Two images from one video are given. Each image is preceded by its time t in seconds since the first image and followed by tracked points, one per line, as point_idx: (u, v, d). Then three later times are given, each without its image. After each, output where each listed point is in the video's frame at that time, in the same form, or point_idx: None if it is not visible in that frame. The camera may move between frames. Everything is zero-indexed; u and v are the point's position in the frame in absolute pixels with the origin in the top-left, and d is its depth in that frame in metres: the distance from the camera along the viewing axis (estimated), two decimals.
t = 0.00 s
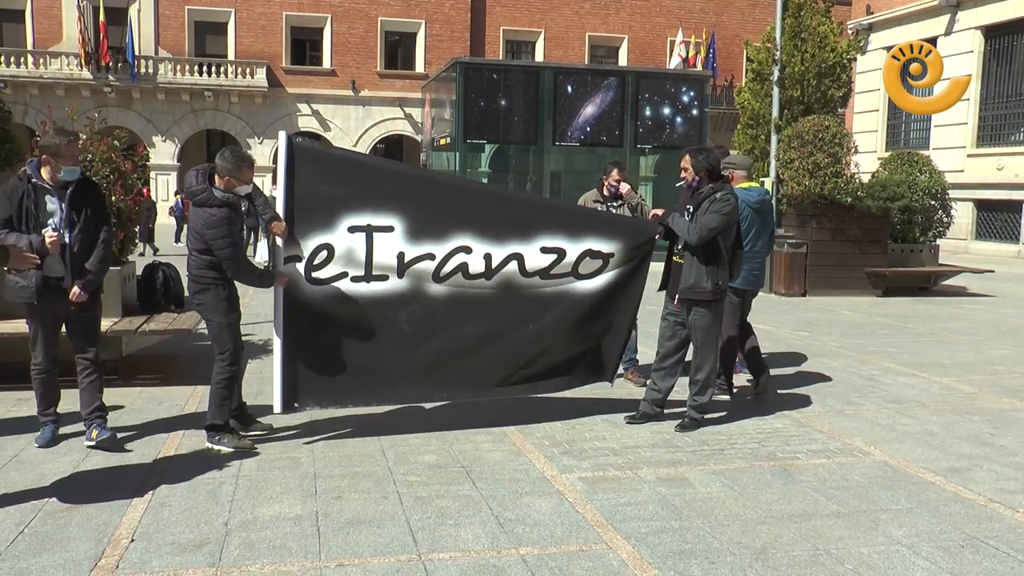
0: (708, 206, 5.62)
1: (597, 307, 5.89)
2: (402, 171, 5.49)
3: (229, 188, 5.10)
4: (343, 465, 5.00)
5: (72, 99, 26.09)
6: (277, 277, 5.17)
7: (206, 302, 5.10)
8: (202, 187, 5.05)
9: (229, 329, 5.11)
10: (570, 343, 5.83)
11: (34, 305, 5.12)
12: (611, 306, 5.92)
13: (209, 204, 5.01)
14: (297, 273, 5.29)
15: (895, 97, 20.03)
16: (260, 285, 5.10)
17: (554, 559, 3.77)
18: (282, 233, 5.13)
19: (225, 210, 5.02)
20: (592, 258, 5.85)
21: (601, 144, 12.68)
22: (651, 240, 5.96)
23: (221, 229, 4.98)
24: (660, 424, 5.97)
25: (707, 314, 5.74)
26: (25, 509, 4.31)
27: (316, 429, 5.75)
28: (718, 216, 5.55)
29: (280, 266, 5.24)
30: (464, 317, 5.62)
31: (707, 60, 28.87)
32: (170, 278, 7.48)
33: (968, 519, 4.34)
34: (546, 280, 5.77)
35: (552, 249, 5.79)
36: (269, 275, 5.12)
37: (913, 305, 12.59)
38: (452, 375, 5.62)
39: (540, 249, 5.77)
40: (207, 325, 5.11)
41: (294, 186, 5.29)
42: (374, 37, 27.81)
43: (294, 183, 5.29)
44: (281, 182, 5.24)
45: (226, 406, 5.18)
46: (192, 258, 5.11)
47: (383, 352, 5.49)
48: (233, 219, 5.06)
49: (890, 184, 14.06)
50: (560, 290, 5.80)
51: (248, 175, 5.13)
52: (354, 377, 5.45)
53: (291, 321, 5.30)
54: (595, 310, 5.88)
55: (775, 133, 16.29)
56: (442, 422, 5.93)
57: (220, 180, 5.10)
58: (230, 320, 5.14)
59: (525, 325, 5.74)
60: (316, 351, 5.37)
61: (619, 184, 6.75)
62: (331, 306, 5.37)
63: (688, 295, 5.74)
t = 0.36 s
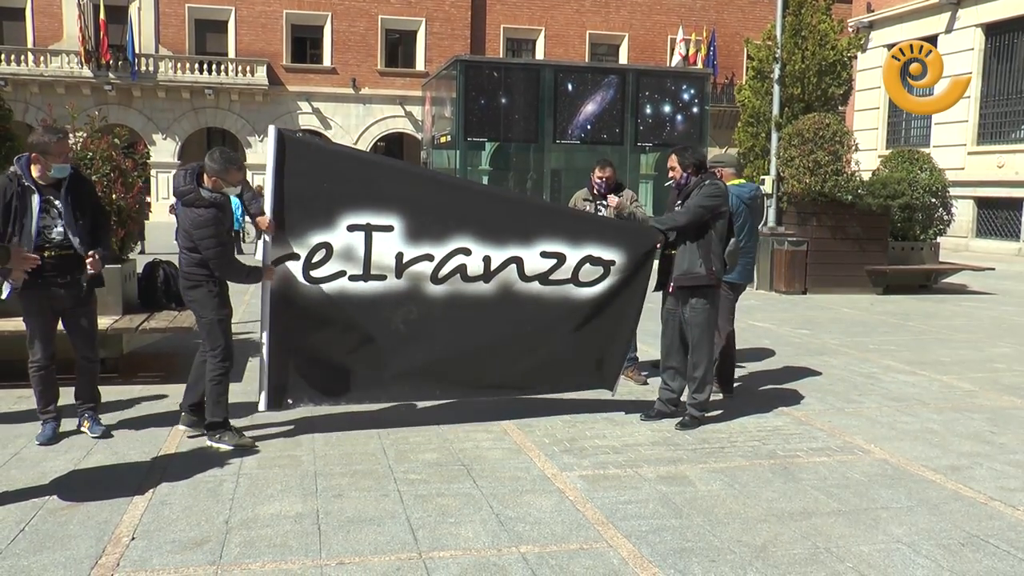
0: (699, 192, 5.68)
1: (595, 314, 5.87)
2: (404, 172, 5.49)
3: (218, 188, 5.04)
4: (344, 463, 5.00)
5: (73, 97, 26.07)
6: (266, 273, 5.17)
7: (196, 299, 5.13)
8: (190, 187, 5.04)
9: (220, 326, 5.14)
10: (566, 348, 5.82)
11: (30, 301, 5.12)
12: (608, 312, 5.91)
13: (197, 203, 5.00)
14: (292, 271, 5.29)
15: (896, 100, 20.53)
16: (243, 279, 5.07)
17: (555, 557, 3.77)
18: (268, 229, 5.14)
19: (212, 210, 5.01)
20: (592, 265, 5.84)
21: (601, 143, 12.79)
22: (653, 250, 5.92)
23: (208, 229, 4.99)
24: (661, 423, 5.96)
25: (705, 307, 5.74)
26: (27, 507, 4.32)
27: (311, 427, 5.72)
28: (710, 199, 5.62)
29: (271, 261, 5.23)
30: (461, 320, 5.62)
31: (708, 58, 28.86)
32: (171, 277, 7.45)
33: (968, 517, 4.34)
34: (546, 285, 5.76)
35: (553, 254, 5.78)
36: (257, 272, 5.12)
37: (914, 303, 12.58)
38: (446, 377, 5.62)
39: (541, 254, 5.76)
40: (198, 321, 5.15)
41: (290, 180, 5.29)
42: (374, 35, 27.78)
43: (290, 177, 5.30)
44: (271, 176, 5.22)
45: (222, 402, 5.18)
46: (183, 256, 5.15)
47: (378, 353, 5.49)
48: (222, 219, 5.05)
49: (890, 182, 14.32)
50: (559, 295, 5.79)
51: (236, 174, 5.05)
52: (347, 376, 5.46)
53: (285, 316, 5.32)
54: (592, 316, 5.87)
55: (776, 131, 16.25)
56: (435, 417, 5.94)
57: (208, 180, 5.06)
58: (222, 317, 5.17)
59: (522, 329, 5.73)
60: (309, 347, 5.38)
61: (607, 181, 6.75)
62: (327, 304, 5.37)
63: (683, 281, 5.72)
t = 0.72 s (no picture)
0: (697, 195, 5.66)
1: (592, 319, 5.82)
2: (400, 177, 5.49)
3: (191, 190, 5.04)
4: (345, 462, 5.00)
5: (73, 97, 26.08)
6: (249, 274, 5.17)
7: (182, 298, 5.15)
8: (163, 190, 5.01)
9: (209, 322, 5.16)
10: (563, 353, 5.79)
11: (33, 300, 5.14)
12: (607, 318, 5.84)
13: (172, 206, 5.01)
14: (290, 273, 5.32)
15: (895, 100, 20.87)
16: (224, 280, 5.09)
17: (555, 557, 3.76)
18: (253, 229, 5.08)
19: (188, 212, 5.03)
20: (590, 269, 5.79)
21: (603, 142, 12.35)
22: (651, 257, 5.85)
23: (185, 232, 5.02)
24: (661, 422, 5.97)
25: (705, 303, 5.74)
26: (28, 506, 4.32)
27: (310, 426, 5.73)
28: (710, 203, 5.60)
29: (264, 263, 5.25)
30: (457, 322, 5.62)
31: (709, 57, 28.85)
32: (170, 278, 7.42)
33: (969, 516, 4.33)
34: (542, 289, 5.73)
35: (550, 259, 5.75)
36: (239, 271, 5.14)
37: (915, 301, 12.57)
38: (443, 380, 5.62)
39: (538, 259, 5.73)
40: (186, 320, 5.18)
41: (284, 183, 5.29)
42: (374, 35, 27.77)
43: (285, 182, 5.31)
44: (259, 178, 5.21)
45: (220, 401, 5.18)
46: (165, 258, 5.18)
47: (375, 354, 5.50)
48: (198, 222, 5.08)
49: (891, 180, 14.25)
50: (556, 300, 5.75)
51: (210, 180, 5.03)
52: (343, 377, 5.46)
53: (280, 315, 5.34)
54: (590, 322, 5.82)
55: (776, 129, 16.26)
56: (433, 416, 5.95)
57: (182, 182, 5.06)
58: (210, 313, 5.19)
59: (518, 333, 5.71)
60: (305, 347, 5.40)
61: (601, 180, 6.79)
62: (324, 306, 5.40)
63: (683, 284, 5.71)
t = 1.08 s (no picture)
0: (701, 198, 5.62)
1: (586, 320, 5.80)
2: (399, 174, 5.51)
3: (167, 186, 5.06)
4: (347, 462, 4.99)
5: (75, 95, 26.10)
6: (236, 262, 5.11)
7: (162, 295, 5.16)
8: (141, 187, 5.08)
9: (190, 318, 5.14)
10: (557, 353, 5.76)
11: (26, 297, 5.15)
12: (602, 321, 5.82)
13: (150, 201, 5.07)
14: (287, 270, 5.31)
15: (896, 101, 19.94)
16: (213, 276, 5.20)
17: (558, 557, 3.76)
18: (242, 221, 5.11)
19: (165, 207, 5.06)
20: (585, 272, 5.78)
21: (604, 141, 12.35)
22: (645, 258, 5.84)
23: (162, 228, 5.04)
24: (664, 421, 5.97)
25: (704, 302, 5.72)
26: (30, 505, 4.33)
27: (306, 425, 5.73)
28: (714, 208, 5.55)
29: (260, 256, 5.25)
30: (452, 323, 5.59)
31: (711, 56, 28.85)
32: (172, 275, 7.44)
33: (971, 516, 4.33)
34: (538, 290, 5.70)
35: (546, 260, 5.73)
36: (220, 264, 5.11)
37: (917, 302, 12.56)
38: (435, 381, 5.58)
39: (534, 259, 5.72)
40: (167, 316, 5.17)
41: (279, 175, 5.28)
42: (376, 34, 27.76)
43: (285, 176, 5.29)
44: (249, 168, 5.18)
45: (191, 394, 5.19)
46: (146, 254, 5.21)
47: (368, 352, 5.46)
48: (177, 217, 5.10)
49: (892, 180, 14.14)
50: (551, 301, 5.73)
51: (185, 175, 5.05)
52: (335, 375, 5.43)
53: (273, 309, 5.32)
54: (584, 323, 5.79)
55: (778, 129, 16.25)
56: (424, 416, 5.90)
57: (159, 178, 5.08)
58: (192, 308, 5.18)
59: (512, 334, 5.68)
60: (296, 343, 5.37)
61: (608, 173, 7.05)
62: (319, 303, 5.38)
63: (683, 286, 5.73)
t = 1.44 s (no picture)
0: (701, 194, 5.61)
1: (586, 326, 5.75)
2: (403, 181, 5.54)
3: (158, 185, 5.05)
4: (352, 462, 4.98)
5: (81, 95, 26.15)
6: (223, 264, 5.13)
7: (145, 296, 5.14)
8: (130, 185, 5.06)
9: (167, 321, 5.13)
10: (557, 359, 5.72)
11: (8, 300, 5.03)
12: (603, 327, 5.77)
13: (137, 200, 5.03)
14: (288, 270, 5.31)
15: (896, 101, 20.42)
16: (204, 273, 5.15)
17: (564, 557, 3.76)
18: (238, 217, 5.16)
19: (151, 206, 5.02)
20: (586, 278, 5.73)
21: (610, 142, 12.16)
22: (645, 259, 5.74)
23: (150, 227, 5.02)
24: (669, 422, 5.96)
25: (705, 302, 5.71)
26: (36, 504, 4.33)
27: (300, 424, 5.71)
28: (711, 203, 5.53)
29: (261, 256, 5.27)
30: (452, 327, 5.55)
31: (715, 56, 28.82)
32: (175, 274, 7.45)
33: (978, 517, 4.31)
34: (539, 297, 5.67)
35: (547, 265, 5.71)
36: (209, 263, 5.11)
37: (922, 302, 12.53)
38: (433, 386, 5.54)
39: (536, 264, 5.69)
40: (148, 317, 5.18)
41: (279, 181, 5.35)
42: (381, 33, 27.77)
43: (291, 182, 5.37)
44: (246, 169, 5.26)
45: (151, 398, 5.18)
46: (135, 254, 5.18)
47: (365, 356, 5.42)
48: (165, 217, 5.07)
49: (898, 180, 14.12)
50: (552, 306, 5.69)
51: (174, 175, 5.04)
52: (331, 378, 5.39)
53: (269, 310, 5.30)
54: (585, 329, 5.75)
55: (784, 129, 16.22)
56: (419, 417, 5.85)
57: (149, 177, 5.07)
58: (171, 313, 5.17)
59: (513, 339, 5.64)
60: (293, 345, 5.35)
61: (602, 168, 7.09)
62: (318, 306, 5.36)
63: (683, 284, 5.71)
